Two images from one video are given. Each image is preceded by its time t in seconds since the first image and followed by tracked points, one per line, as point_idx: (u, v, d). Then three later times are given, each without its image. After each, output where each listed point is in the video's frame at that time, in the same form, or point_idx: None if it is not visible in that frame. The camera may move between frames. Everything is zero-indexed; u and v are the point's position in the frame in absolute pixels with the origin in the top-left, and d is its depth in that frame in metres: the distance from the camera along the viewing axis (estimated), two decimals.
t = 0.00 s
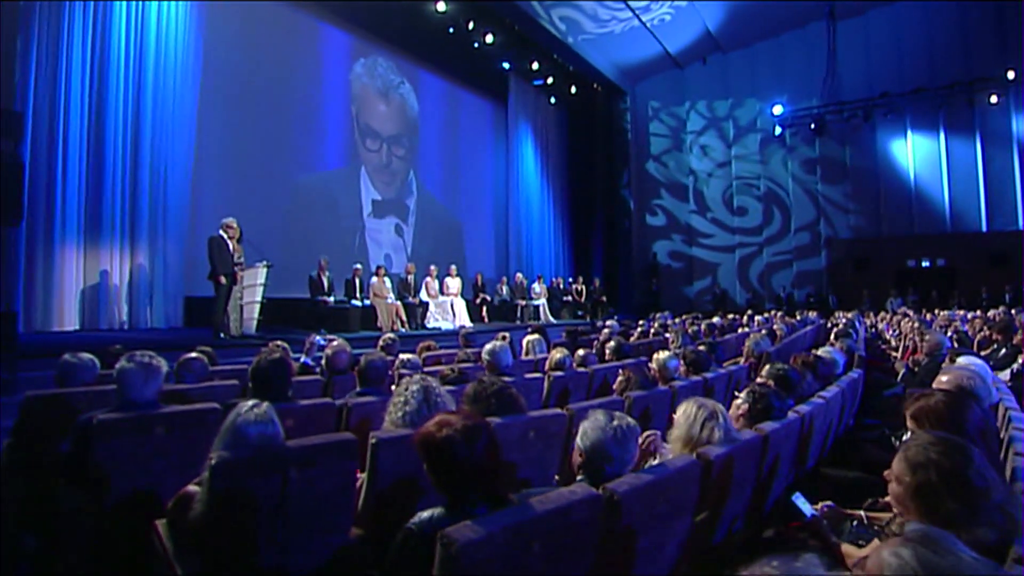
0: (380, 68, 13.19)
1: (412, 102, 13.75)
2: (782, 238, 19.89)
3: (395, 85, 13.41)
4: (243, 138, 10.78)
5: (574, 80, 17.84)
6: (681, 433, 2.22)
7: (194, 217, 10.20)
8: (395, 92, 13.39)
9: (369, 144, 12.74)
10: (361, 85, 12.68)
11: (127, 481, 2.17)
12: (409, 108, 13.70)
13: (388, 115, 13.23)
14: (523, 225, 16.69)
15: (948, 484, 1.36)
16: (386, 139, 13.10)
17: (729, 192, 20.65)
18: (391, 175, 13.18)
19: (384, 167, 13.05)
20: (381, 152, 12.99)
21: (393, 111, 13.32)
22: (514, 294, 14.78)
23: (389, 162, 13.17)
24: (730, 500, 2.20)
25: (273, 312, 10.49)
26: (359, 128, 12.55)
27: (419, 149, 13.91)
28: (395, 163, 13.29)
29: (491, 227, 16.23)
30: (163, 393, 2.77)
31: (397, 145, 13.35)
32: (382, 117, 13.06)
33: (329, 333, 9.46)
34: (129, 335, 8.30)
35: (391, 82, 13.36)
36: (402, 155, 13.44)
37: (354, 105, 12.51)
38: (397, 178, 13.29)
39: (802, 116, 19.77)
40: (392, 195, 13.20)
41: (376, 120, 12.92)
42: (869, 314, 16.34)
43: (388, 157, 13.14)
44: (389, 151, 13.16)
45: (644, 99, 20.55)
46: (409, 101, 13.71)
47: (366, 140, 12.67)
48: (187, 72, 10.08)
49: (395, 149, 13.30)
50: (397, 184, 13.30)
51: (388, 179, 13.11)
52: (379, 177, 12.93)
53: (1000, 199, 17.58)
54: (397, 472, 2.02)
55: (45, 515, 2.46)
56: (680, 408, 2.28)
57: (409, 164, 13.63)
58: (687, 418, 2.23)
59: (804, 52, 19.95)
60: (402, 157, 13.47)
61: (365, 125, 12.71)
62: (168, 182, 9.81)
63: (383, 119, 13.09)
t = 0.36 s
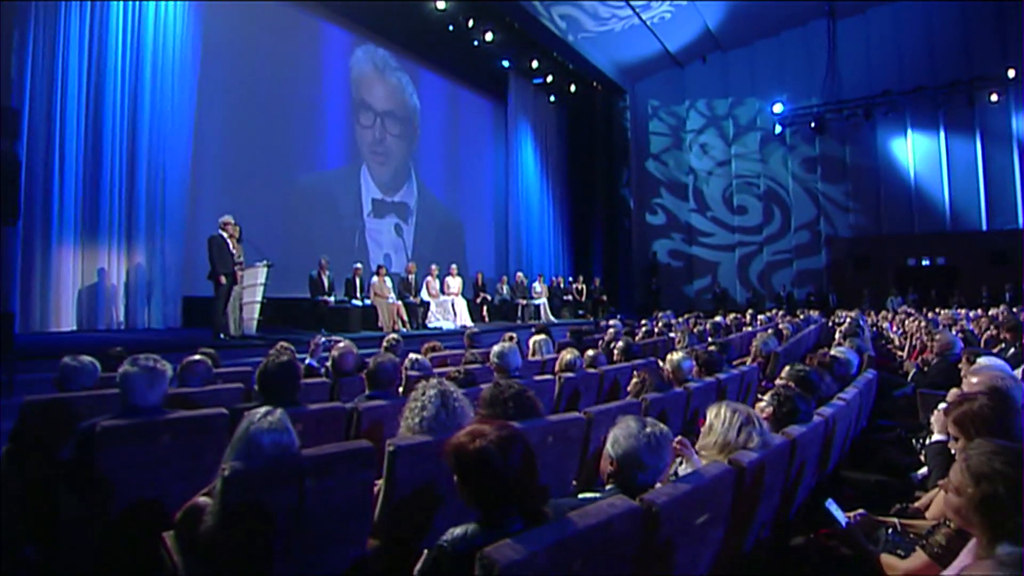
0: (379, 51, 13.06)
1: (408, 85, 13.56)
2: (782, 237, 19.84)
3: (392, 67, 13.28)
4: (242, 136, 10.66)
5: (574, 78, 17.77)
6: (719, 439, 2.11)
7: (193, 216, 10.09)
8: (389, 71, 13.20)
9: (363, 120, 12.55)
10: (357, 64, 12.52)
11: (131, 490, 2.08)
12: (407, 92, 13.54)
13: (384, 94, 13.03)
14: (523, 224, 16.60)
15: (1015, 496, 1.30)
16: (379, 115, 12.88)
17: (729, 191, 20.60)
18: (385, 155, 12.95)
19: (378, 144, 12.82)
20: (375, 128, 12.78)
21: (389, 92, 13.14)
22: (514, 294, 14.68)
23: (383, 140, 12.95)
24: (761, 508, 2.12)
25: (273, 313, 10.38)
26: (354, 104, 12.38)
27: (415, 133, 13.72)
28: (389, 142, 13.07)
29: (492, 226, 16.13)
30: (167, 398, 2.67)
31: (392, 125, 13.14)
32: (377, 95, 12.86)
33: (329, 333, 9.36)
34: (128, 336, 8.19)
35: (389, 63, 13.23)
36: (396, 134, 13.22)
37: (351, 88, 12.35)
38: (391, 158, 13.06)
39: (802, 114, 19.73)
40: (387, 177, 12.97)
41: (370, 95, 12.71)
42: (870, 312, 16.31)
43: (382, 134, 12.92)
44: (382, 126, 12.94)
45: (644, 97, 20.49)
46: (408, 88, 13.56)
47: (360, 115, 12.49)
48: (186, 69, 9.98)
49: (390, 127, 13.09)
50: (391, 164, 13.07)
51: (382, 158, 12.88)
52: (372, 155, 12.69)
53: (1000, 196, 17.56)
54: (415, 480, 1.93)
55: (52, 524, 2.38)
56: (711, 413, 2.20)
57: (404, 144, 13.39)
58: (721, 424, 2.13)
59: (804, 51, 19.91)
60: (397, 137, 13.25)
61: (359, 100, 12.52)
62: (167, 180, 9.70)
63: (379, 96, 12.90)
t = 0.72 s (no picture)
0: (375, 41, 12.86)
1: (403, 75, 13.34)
2: (781, 237, 19.82)
3: (387, 56, 13.05)
4: (241, 134, 10.55)
5: (573, 77, 17.69)
6: (751, 445, 2.04)
7: (192, 215, 9.99)
8: (383, 60, 12.96)
9: (356, 107, 12.31)
10: (352, 52, 12.32)
11: (140, 497, 2.00)
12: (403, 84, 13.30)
13: (379, 82, 12.80)
14: (522, 223, 16.52)
15: None
16: (373, 102, 12.63)
17: (728, 191, 20.56)
18: (379, 145, 12.71)
19: (371, 132, 12.58)
20: (368, 116, 12.54)
21: (385, 81, 12.91)
22: (514, 294, 14.61)
23: (376, 128, 12.70)
24: (792, 515, 2.06)
25: (273, 312, 10.29)
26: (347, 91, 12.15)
27: (411, 123, 13.50)
28: (382, 131, 12.81)
29: (491, 225, 16.05)
30: (173, 401, 2.58)
31: (385, 113, 12.88)
32: (372, 84, 12.62)
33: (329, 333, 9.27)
34: (127, 336, 8.09)
35: (383, 51, 12.98)
36: (389, 123, 12.96)
37: (348, 81, 12.19)
38: (384, 147, 12.80)
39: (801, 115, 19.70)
40: (379, 167, 12.71)
41: (364, 83, 12.49)
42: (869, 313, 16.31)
43: (375, 122, 12.67)
44: (375, 115, 12.68)
45: (643, 97, 20.44)
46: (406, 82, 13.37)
47: (353, 102, 12.25)
48: (185, 67, 9.88)
49: (383, 116, 12.84)
50: (385, 154, 12.82)
51: (374, 148, 12.63)
52: (365, 144, 12.46)
53: (998, 198, 17.59)
54: (437, 487, 1.87)
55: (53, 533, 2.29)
56: (739, 418, 2.13)
57: (397, 133, 13.13)
58: (751, 429, 2.06)
59: (803, 52, 19.91)
60: (390, 125, 12.98)
61: (353, 88, 12.29)
62: (165, 179, 9.59)
63: (373, 83, 12.66)
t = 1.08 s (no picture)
0: (374, 38, 12.75)
1: (400, 71, 13.15)
2: (782, 239, 19.77)
3: (383, 52, 12.88)
4: (242, 133, 10.48)
5: (575, 78, 17.63)
6: (782, 451, 1.98)
7: (193, 214, 9.91)
8: (380, 56, 12.80)
9: (351, 103, 12.14)
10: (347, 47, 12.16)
11: (150, 505, 1.93)
12: (400, 81, 13.13)
13: (376, 78, 12.63)
14: (522, 224, 16.45)
15: None
16: (368, 99, 12.45)
17: (729, 192, 20.50)
18: (375, 142, 12.53)
19: (366, 129, 12.40)
20: (363, 113, 12.37)
21: (382, 77, 12.74)
22: (516, 294, 14.54)
23: (372, 125, 12.52)
24: (825, 523, 2.00)
25: (275, 312, 10.23)
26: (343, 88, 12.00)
27: (409, 121, 13.33)
28: (378, 128, 12.63)
29: (492, 226, 15.97)
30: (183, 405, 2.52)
31: (380, 109, 12.69)
32: (368, 80, 12.45)
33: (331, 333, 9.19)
34: (129, 336, 8.01)
35: (379, 48, 12.81)
36: (385, 120, 12.77)
37: (345, 79, 12.06)
38: (381, 145, 12.64)
39: (804, 116, 19.61)
40: (376, 165, 12.55)
41: (360, 79, 12.33)
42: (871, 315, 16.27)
43: (371, 119, 12.48)
44: (371, 112, 12.50)
45: (644, 98, 20.38)
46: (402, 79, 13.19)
47: (348, 100, 12.09)
48: (186, 65, 9.80)
49: (379, 113, 12.65)
50: (381, 151, 12.64)
51: (370, 145, 12.44)
52: (361, 141, 12.29)
53: (1000, 201, 17.55)
54: (460, 495, 1.81)
55: (55, 539, 2.18)
56: (769, 425, 2.08)
57: (394, 130, 12.93)
58: (783, 435, 2.01)
59: (804, 53, 19.87)
60: (386, 122, 12.80)
61: (348, 84, 12.12)
62: (166, 178, 9.51)
63: (369, 79, 12.49)
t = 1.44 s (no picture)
0: (379, 38, 12.68)
1: (405, 72, 13.07)
2: (788, 241, 19.66)
3: (389, 52, 12.83)
4: (247, 134, 10.41)
5: (579, 79, 17.56)
6: (823, 459, 1.90)
7: (198, 215, 9.85)
8: (385, 56, 12.73)
9: (355, 103, 12.06)
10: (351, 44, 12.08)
11: (164, 516, 1.84)
12: (404, 81, 13.06)
13: (380, 79, 12.58)
14: (527, 226, 16.38)
15: None
16: (373, 100, 12.40)
17: (734, 194, 20.39)
18: (379, 142, 12.46)
19: (371, 130, 12.34)
20: (368, 114, 12.30)
21: (386, 78, 12.69)
22: (521, 296, 14.47)
23: (376, 126, 12.45)
24: (868, 535, 1.91)
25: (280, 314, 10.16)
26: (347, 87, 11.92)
27: (413, 122, 13.26)
28: (383, 128, 12.58)
29: (497, 228, 15.89)
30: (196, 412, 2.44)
31: (385, 109, 12.64)
32: (372, 80, 12.39)
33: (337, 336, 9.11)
34: (133, 338, 7.93)
35: (384, 48, 12.74)
36: (389, 122, 12.70)
37: (349, 78, 11.99)
38: (385, 145, 12.59)
39: (809, 117, 19.49)
40: (380, 164, 12.47)
41: (365, 79, 12.26)
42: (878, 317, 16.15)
43: (375, 120, 12.43)
44: (376, 112, 12.44)
45: (649, 99, 20.29)
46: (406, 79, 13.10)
47: (353, 99, 12.02)
48: (191, 67, 9.75)
49: (383, 114, 12.60)
50: (384, 151, 12.56)
51: (373, 145, 12.36)
52: (364, 141, 12.20)
53: (1007, 202, 17.44)
54: (489, 506, 1.74)
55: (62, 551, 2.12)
56: (807, 431, 2.00)
57: (397, 132, 12.89)
58: (823, 443, 1.93)
59: (809, 55, 19.81)
60: (391, 122, 12.75)
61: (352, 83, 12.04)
62: (170, 180, 9.46)
63: (374, 80, 12.43)
